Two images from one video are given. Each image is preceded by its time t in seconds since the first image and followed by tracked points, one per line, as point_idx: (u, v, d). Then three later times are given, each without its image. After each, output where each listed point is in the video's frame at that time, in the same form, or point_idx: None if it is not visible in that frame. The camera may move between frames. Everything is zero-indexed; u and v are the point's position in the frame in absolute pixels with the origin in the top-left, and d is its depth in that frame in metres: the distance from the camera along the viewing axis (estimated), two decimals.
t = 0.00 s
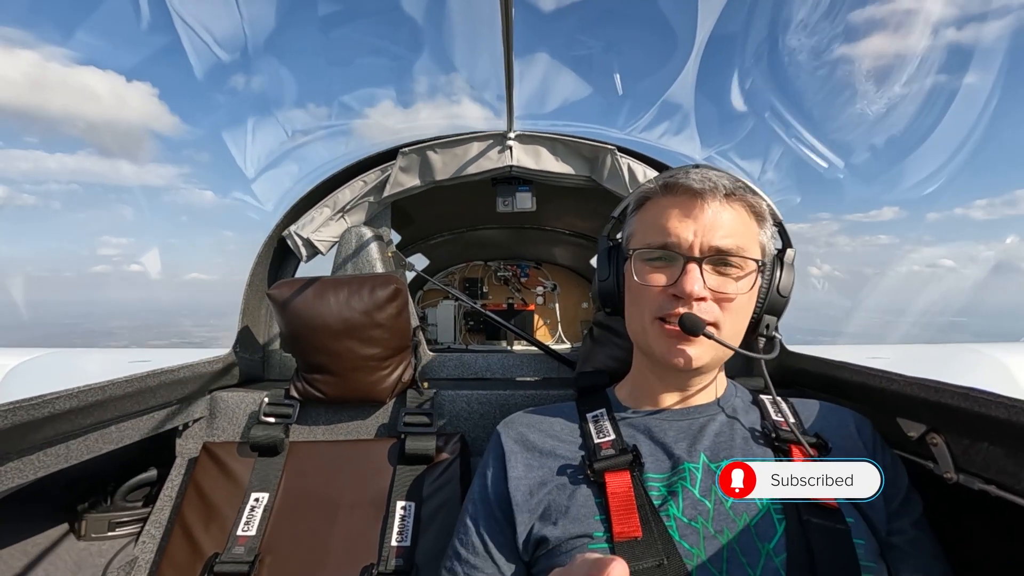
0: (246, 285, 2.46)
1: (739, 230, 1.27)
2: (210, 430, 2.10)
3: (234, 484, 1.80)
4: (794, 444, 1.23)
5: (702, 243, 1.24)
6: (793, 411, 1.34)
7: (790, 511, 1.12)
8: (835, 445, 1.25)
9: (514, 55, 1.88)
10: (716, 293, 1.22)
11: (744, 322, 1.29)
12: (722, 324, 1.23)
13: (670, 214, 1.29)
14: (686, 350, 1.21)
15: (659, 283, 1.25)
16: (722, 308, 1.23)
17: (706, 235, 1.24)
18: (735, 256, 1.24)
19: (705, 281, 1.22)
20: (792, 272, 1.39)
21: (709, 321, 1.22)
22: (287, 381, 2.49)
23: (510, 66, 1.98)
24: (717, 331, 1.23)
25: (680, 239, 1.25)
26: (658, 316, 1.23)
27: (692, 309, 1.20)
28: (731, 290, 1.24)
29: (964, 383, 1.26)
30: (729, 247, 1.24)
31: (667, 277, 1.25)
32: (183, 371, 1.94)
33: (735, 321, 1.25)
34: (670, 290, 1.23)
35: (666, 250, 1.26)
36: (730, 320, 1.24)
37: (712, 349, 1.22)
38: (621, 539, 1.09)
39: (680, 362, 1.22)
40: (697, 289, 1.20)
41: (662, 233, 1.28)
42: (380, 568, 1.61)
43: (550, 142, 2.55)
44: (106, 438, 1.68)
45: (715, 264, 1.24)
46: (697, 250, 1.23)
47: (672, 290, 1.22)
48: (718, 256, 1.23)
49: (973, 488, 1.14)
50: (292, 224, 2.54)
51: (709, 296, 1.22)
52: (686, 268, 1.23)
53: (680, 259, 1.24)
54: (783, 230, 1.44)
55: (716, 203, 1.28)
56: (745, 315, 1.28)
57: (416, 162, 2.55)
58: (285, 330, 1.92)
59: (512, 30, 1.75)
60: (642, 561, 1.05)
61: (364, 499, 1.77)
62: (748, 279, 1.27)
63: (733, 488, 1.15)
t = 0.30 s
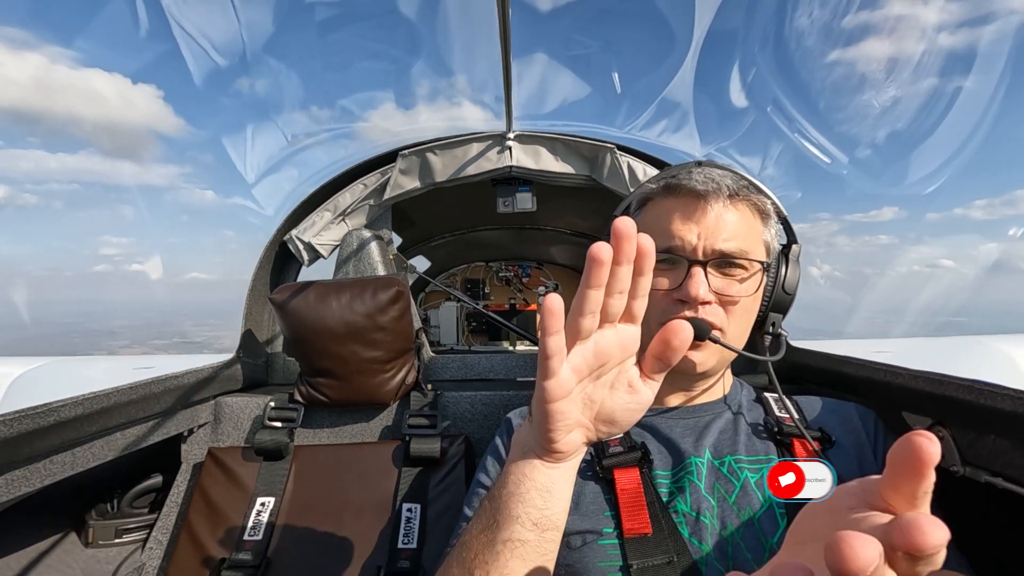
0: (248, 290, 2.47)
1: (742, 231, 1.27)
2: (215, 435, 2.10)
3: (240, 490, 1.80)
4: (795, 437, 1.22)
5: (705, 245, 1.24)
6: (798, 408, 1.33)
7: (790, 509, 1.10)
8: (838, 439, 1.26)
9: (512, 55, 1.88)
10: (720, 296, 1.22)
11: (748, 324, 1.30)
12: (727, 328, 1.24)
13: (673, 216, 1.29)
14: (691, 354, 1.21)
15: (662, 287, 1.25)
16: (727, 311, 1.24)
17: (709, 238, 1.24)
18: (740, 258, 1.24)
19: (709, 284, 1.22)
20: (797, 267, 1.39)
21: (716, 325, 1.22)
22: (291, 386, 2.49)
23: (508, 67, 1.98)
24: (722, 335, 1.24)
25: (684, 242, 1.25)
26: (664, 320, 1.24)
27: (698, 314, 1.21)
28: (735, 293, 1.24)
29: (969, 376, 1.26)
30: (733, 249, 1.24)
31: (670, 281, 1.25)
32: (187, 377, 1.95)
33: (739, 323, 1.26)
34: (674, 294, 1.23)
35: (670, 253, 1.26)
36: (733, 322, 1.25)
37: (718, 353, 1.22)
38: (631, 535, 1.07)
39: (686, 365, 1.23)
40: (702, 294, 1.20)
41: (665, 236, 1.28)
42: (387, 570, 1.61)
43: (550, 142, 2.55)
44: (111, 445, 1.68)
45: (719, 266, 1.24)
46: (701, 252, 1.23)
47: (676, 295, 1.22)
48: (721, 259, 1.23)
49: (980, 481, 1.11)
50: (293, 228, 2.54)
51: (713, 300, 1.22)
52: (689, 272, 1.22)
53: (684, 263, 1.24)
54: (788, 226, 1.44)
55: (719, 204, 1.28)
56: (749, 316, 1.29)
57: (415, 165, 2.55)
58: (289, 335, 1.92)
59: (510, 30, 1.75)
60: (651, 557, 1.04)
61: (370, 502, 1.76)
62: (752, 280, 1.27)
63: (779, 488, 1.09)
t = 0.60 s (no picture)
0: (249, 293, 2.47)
1: (745, 227, 1.27)
2: (219, 438, 2.11)
3: (245, 493, 1.81)
4: (799, 432, 1.22)
5: (708, 241, 1.24)
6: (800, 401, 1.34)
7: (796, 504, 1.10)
8: (842, 433, 1.27)
9: (509, 54, 1.88)
10: (724, 292, 1.22)
11: (752, 318, 1.30)
12: (730, 323, 1.23)
13: (675, 212, 1.29)
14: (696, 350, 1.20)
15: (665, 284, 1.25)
16: (731, 306, 1.23)
17: (712, 234, 1.24)
18: (742, 254, 1.23)
19: (713, 279, 1.22)
20: (798, 261, 1.39)
21: (720, 321, 1.22)
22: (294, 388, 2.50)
23: (506, 66, 1.98)
24: (727, 330, 1.23)
25: (687, 238, 1.24)
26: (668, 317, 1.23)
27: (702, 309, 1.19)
28: (738, 288, 1.24)
29: (972, 368, 1.26)
30: (736, 245, 1.24)
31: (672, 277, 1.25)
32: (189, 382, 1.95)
33: (742, 318, 1.26)
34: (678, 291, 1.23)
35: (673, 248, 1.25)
36: (737, 317, 1.25)
37: (722, 347, 1.21)
38: (636, 533, 1.07)
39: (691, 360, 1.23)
40: (706, 289, 1.20)
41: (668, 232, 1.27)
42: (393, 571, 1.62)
43: (548, 140, 2.54)
44: (116, 450, 1.68)
45: (721, 262, 1.24)
46: (703, 249, 1.23)
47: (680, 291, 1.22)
48: (724, 255, 1.23)
49: (984, 472, 1.13)
50: (293, 230, 2.54)
51: (717, 295, 1.22)
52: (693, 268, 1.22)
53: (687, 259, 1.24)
54: (789, 220, 1.43)
55: (721, 200, 1.27)
56: (753, 311, 1.29)
57: (415, 165, 2.55)
58: (291, 338, 1.92)
59: (507, 29, 1.75)
60: (658, 555, 1.04)
61: (374, 503, 1.76)
62: (755, 275, 1.27)
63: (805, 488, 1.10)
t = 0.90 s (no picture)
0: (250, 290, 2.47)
1: (742, 226, 1.27)
2: (219, 435, 2.11)
3: (245, 490, 1.81)
4: (799, 432, 1.22)
5: (705, 243, 1.23)
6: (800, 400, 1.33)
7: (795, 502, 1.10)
8: (843, 432, 1.27)
9: (511, 52, 1.88)
10: (722, 294, 1.22)
11: (750, 318, 1.30)
12: (730, 325, 1.24)
13: (672, 213, 1.28)
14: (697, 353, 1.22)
15: (663, 286, 1.25)
16: (729, 309, 1.24)
17: (709, 235, 1.23)
18: (740, 255, 1.23)
19: (710, 281, 1.22)
20: (797, 259, 1.39)
21: (719, 323, 1.22)
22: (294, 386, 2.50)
23: (507, 63, 1.97)
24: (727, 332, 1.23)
25: (683, 240, 1.24)
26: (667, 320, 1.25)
27: (701, 313, 1.21)
28: (736, 289, 1.24)
29: (972, 367, 1.27)
30: (733, 246, 1.24)
31: (670, 279, 1.25)
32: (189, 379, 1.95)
33: (740, 319, 1.26)
34: (676, 293, 1.23)
35: (670, 251, 1.25)
36: (735, 318, 1.25)
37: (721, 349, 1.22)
38: (637, 530, 1.08)
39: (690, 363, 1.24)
40: (704, 292, 1.20)
41: (665, 234, 1.27)
42: (392, 568, 1.62)
43: (549, 138, 2.54)
44: (116, 446, 1.68)
45: (718, 263, 1.24)
46: (700, 250, 1.23)
47: (678, 293, 1.23)
48: (721, 257, 1.23)
49: (985, 472, 1.13)
50: (294, 228, 2.54)
51: (716, 297, 1.22)
52: (690, 270, 1.22)
53: (684, 261, 1.24)
54: (788, 216, 1.43)
55: (718, 200, 1.27)
56: (752, 311, 1.29)
57: (415, 163, 2.54)
58: (290, 336, 1.92)
59: (508, 26, 1.74)
60: (659, 553, 1.04)
61: (374, 501, 1.77)
62: (753, 275, 1.27)
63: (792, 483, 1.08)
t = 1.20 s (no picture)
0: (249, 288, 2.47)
1: (742, 228, 1.27)
2: (216, 432, 2.11)
3: (241, 488, 1.80)
4: (794, 438, 1.24)
5: (706, 244, 1.24)
6: (798, 406, 1.35)
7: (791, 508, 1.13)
8: (839, 439, 1.27)
9: (513, 53, 1.88)
10: (723, 294, 1.22)
11: (751, 320, 1.30)
12: (730, 326, 1.23)
13: (674, 214, 1.29)
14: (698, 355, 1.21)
15: (664, 286, 1.25)
16: (730, 309, 1.23)
17: (709, 236, 1.24)
18: (741, 256, 1.23)
19: (711, 282, 1.22)
20: (797, 263, 1.39)
21: (719, 324, 1.21)
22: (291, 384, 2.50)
23: (509, 64, 1.97)
24: (726, 334, 1.23)
25: (685, 240, 1.25)
26: (667, 321, 1.23)
27: (702, 313, 1.20)
28: (737, 290, 1.24)
29: (968, 374, 1.27)
30: (734, 247, 1.24)
31: (671, 280, 1.25)
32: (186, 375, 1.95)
33: (741, 321, 1.26)
34: (677, 294, 1.23)
35: (671, 251, 1.25)
36: (736, 319, 1.25)
37: (721, 349, 1.22)
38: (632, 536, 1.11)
39: (690, 364, 1.23)
40: (705, 292, 1.20)
41: (666, 235, 1.28)
42: (387, 568, 1.61)
43: (550, 140, 2.54)
44: (112, 442, 1.68)
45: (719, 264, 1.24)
46: (701, 251, 1.24)
47: (679, 294, 1.22)
48: (722, 257, 1.23)
49: (980, 480, 1.12)
50: (293, 226, 2.54)
51: (717, 298, 1.22)
52: (692, 270, 1.22)
53: (685, 262, 1.24)
54: (787, 221, 1.43)
55: (719, 201, 1.28)
56: (752, 313, 1.29)
57: (416, 162, 2.54)
58: (289, 333, 1.92)
59: (510, 27, 1.75)
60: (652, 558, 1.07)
61: (370, 500, 1.77)
62: (754, 276, 1.27)
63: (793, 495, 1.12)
